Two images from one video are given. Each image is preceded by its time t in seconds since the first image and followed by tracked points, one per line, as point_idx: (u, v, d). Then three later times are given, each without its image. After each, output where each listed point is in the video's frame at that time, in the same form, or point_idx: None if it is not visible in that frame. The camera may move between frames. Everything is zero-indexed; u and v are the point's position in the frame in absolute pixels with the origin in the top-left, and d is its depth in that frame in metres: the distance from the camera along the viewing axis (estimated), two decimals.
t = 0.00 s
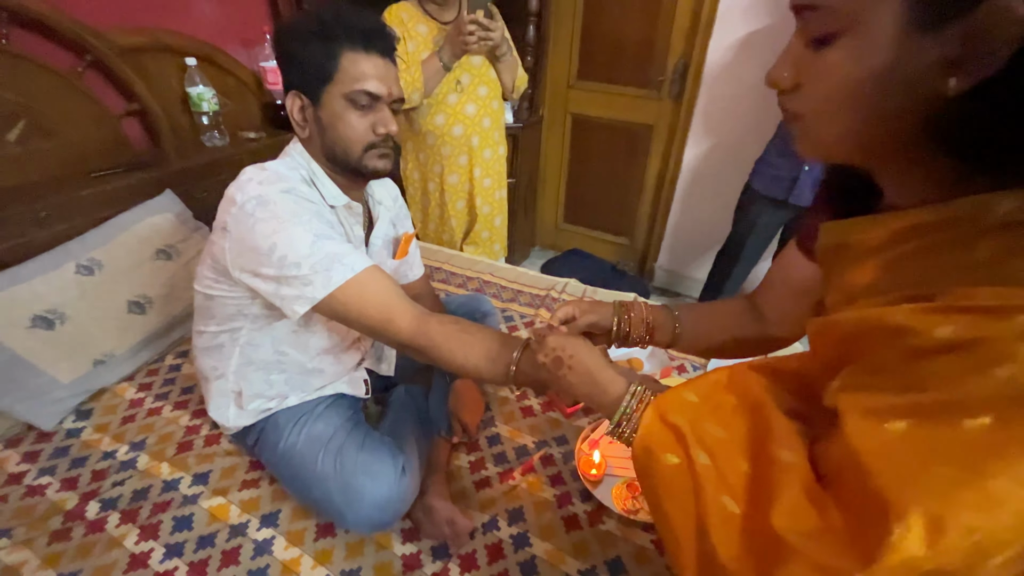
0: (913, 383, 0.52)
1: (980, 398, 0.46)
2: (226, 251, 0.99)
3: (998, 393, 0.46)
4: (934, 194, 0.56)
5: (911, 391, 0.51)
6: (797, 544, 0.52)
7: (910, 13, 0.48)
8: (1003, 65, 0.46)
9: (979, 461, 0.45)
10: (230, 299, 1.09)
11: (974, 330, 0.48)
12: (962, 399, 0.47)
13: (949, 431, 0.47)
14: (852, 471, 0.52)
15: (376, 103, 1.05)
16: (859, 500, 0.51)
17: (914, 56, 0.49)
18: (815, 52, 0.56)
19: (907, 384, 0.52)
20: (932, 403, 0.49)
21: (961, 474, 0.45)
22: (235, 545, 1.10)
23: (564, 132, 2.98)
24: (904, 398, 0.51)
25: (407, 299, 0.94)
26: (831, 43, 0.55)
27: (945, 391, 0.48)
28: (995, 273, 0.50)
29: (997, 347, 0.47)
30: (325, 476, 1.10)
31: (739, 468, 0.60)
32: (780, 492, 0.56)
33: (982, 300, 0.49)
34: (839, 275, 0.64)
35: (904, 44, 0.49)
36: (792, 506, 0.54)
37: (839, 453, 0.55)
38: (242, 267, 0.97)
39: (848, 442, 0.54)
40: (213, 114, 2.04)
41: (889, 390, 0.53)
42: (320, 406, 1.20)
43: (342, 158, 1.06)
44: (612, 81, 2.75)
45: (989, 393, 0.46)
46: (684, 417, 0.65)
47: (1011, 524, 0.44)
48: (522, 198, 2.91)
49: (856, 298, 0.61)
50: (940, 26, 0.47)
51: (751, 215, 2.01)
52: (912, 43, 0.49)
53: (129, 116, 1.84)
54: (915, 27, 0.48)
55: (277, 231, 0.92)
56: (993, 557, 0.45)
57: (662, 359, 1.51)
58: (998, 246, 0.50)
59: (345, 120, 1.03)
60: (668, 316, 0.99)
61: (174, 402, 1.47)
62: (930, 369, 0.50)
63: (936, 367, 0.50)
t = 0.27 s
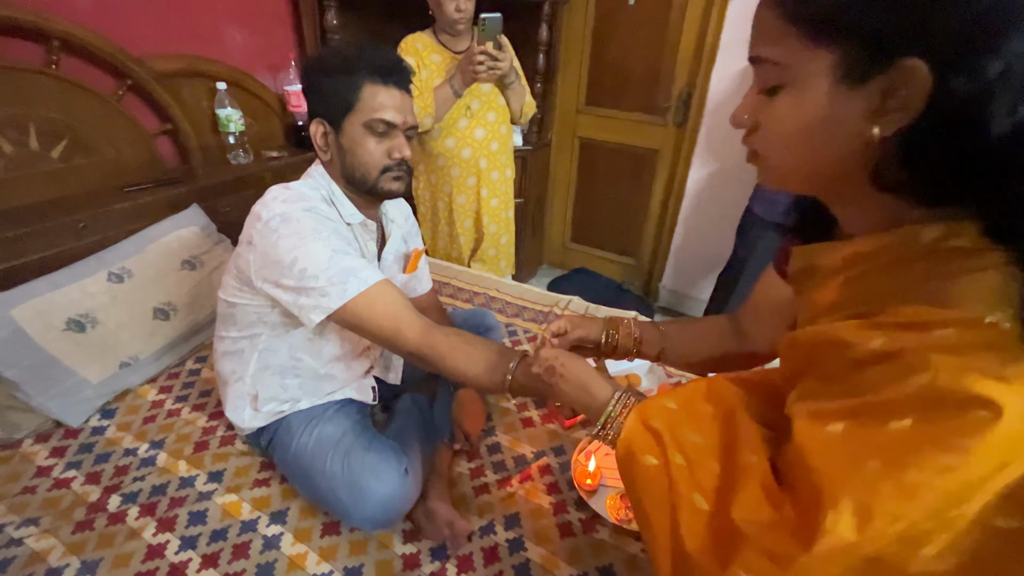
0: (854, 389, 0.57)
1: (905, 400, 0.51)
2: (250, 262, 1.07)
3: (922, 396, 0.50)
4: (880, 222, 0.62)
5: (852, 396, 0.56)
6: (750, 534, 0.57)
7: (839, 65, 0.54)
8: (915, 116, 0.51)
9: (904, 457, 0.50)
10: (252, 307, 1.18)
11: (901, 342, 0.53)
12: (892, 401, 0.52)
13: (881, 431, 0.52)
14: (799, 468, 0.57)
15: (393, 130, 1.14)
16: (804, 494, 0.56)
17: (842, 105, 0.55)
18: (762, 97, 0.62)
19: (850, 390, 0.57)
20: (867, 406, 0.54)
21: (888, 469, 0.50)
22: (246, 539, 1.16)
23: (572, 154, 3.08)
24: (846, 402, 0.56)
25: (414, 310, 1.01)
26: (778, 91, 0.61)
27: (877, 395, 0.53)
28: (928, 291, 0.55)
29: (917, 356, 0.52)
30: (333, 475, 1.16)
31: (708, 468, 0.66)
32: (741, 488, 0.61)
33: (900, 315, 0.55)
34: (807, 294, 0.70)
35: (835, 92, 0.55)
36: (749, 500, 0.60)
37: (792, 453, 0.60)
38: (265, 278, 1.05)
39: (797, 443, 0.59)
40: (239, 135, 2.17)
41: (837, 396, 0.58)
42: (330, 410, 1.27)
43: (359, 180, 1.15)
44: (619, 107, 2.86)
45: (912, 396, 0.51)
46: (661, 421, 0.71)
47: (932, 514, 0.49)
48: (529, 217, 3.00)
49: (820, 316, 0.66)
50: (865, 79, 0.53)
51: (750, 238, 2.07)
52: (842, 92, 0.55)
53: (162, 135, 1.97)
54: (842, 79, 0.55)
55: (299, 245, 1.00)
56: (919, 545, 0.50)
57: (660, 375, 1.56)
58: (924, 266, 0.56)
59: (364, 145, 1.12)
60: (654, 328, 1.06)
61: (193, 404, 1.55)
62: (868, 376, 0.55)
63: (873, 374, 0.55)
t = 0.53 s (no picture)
0: (810, 389, 0.61)
1: (850, 398, 0.56)
2: (264, 267, 1.15)
3: (862, 393, 0.55)
4: (841, 233, 0.66)
5: (808, 395, 0.61)
6: (713, 521, 0.63)
7: (790, 92, 0.59)
8: (856, 138, 0.56)
9: (845, 448, 0.54)
10: (264, 309, 1.25)
11: (849, 345, 0.58)
12: (837, 398, 0.57)
13: (827, 425, 0.57)
14: (759, 461, 0.62)
15: (402, 146, 1.21)
16: (761, 484, 0.61)
17: (796, 127, 0.60)
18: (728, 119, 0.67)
19: (806, 390, 0.62)
20: (819, 404, 0.59)
21: (830, 459, 0.55)
22: (252, 531, 1.22)
23: (577, 169, 3.15)
24: (801, 400, 0.60)
25: (415, 314, 1.07)
26: (742, 115, 0.65)
27: (828, 394, 0.58)
28: (876, 299, 0.59)
29: (863, 358, 0.56)
30: (336, 471, 1.22)
31: (682, 462, 0.72)
32: (709, 480, 0.66)
33: (850, 321, 0.59)
34: (780, 303, 0.74)
35: (790, 116, 0.60)
36: (715, 491, 0.65)
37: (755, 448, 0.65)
38: (278, 281, 1.12)
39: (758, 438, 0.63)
40: (256, 146, 2.27)
41: (795, 396, 0.63)
42: (335, 409, 1.33)
43: (369, 191, 1.23)
44: (623, 123, 2.93)
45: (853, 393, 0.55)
46: (642, 419, 0.76)
47: (870, 501, 0.53)
48: (535, 229, 3.06)
49: (788, 323, 0.71)
50: (814, 102, 0.58)
51: (749, 253, 2.12)
52: (796, 115, 0.60)
53: (185, 146, 2.07)
54: (792, 104, 0.60)
55: (310, 252, 1.07)
56: (860, 531, 0.54)
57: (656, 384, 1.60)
58: (876, 279, 0.60)
59: (373, 159, 1.19)
60: (643, 336, 1.11)
61: (205, 402, 1.62)
62: (819, 377, 0.60)
63: (823, 374, 0.60)
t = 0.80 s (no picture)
0: (782, 381, 0.64)
1: (816, 387, 0.59)
2: (263, 265, 1.17)
3: (828, 382, 0.58)
4: (815, 235, 0.70)
5: (780, 386, 0.63)
6: (694, 510, 0.66)
7: (762, 101, 0.63)
8: (822, 146, 0.60)
9: (813, 434, 0.57)
10: (262, 307, 1.28)
11: (816, 337, 0.61)
12: (805, 387, 0.60)
13: (797, 414, 0.60)
14: (735, 451, 0.65)
15: (399, 148, 1.25)
16: (737, 474, 0.64)
17: (768, 134, 0.64)
18: (709, 126, 0.70)
19: (779, 382, 0.64)
20: (788, 393, 0.61)
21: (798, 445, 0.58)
22: (246, 526, 1.23)
23: (573, 176, 3.20)
24: (773, 391, 0.63)
25: (409, 312, 1.10)
26: (718, 123, 0.69)
27: (796, 384, 0.61)
28: (842, 294, 0.62)
29: (828, 349, 0.59)
30: (329, 466, 1.24)
31: (664, 455, 0.74)
32: (689, 471, 0.69)
33: (819, 315, 0.62)
34: (760, 302, 0.77)
35: (762, 125, 0.64)
36: (695, 481, 0.67)
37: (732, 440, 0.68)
38: (276, 279, 1.15)
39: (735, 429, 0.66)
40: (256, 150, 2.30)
41: (769, 388, 0.65)
42: (330, 406, 1.35)
43: (366, 192, 1.26)
44: (619, 132, 2.98)
45: (820, 382, 0.58)
46: (626, 413, 0.78)
47: (837, 484, 0.56)
48: (531, 235, 3.10)
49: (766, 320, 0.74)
50: (784, 112, 0.61)
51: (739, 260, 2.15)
52: (769, 124, 0.63)
53: (186, 148, 2.10)
54: (764, 113, 0.63)
55: (308, 250, 1.10)
56: (828, 512, 0.57)
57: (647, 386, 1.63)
58: (844, 275, 0.63)
59: (371, 160, 1.23)
60: (631, 335, 1.15)
61: (201, 400, 1.64)
62: (791, 368, 0.63)
63: (795, 366, 0.63)
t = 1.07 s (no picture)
0: (764, 380, 0.68)
1: (796, 385, 0.62)
2: (264, 272, 1.20)
3: (806, 380, 0.61)
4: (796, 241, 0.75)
5: (762, 385, 0.67)
6: (682, 504, 0.69)
7: (744, 119, 0.67)
8: (800, 161, 0.64)
9: (791, 430, 0.61)
10: (262, 313, 1.30)
11: (796, 338, 0.65)
12: (784, 386, 0.63)
13: (777, 411, 0.63)
14: (721, 448, 0.68)
15: (400, 158, 1.28)
16: (723, 469, 0.67)
17: (750, 149, 0.68)
18: (695, 141, 0.75)
19: (762, 381, 0.68)
20: (770, 392, 0.65)
21: (778, 440, 0.61)
22: (243, 531, 1.24)
23: (567, 187, 3.25)
24: (756, 390, 0.67)
25: (407, 318, 1.12)
26: (703, 139, 0.73)
27: (777, 383, 0.64)
28: (819, 297, 0.66)
29: (806, 349, 0.63)
30: (327, 470, 1.25)
31: (654, 454, 0.78)
32: (678, 469, 0.72)
33: (797, 317, 0.66)
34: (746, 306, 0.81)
35: (745, 140, 0.68)
36: (683, 477, 0.71)
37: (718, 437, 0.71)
38: (277, 286, 1.17)
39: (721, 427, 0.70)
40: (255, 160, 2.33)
41: (753, 387, 0.69)
42: (328, 412, 1.37)
43: (367, 201, 1.29)
44: (611, 144, 3.04)
45: (798, 380, 0.62)
46: (618, 414, 0.81)
47: (813, 476, 0.60)
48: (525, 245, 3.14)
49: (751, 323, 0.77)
50: (765, 129, 0.66)
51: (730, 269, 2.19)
52: (751, 139, 0.68)
53: (185, 158, 2.13)
54: (746, 129, 0.67)
55: (309, 257, 1.13)
56: (806, 502, 0.61)
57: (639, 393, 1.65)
58: (821, 279, 0.67)
59: (373, 169, 1.26)
60: (624, 339, 1.19)
61: (197, 407, 1.65)
62: (773, 368, 0.67)
63: (776, 366, 0.66)
